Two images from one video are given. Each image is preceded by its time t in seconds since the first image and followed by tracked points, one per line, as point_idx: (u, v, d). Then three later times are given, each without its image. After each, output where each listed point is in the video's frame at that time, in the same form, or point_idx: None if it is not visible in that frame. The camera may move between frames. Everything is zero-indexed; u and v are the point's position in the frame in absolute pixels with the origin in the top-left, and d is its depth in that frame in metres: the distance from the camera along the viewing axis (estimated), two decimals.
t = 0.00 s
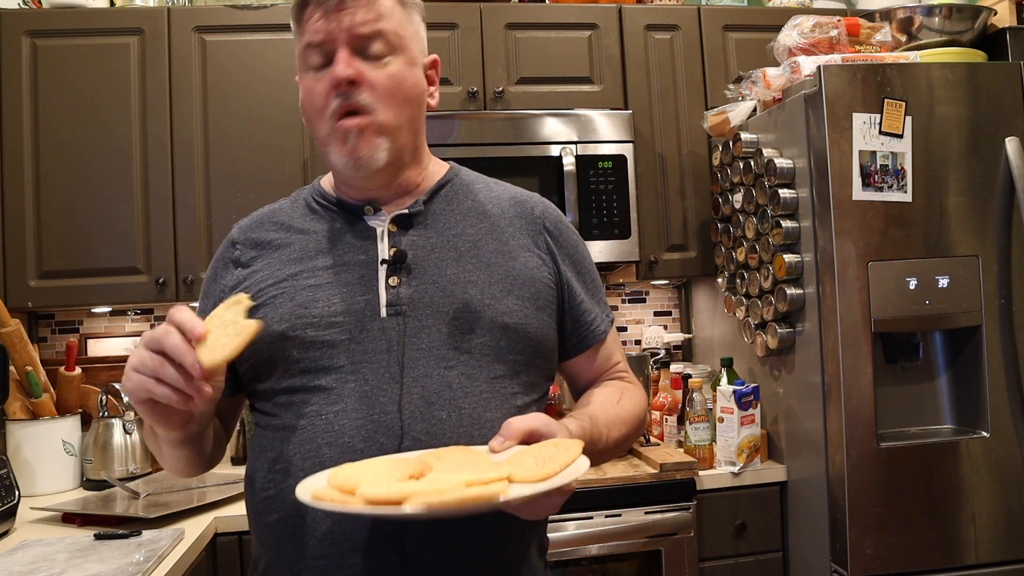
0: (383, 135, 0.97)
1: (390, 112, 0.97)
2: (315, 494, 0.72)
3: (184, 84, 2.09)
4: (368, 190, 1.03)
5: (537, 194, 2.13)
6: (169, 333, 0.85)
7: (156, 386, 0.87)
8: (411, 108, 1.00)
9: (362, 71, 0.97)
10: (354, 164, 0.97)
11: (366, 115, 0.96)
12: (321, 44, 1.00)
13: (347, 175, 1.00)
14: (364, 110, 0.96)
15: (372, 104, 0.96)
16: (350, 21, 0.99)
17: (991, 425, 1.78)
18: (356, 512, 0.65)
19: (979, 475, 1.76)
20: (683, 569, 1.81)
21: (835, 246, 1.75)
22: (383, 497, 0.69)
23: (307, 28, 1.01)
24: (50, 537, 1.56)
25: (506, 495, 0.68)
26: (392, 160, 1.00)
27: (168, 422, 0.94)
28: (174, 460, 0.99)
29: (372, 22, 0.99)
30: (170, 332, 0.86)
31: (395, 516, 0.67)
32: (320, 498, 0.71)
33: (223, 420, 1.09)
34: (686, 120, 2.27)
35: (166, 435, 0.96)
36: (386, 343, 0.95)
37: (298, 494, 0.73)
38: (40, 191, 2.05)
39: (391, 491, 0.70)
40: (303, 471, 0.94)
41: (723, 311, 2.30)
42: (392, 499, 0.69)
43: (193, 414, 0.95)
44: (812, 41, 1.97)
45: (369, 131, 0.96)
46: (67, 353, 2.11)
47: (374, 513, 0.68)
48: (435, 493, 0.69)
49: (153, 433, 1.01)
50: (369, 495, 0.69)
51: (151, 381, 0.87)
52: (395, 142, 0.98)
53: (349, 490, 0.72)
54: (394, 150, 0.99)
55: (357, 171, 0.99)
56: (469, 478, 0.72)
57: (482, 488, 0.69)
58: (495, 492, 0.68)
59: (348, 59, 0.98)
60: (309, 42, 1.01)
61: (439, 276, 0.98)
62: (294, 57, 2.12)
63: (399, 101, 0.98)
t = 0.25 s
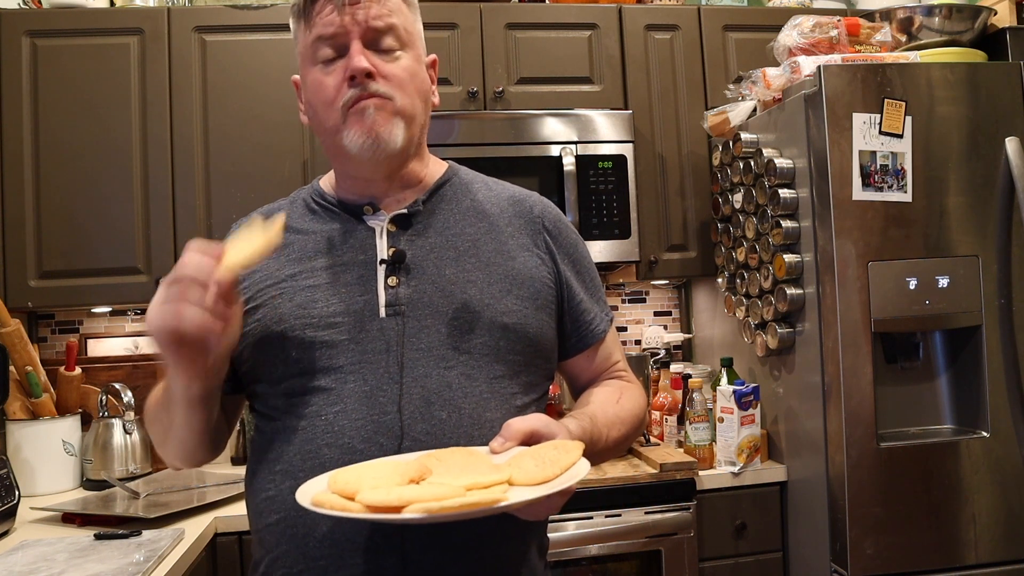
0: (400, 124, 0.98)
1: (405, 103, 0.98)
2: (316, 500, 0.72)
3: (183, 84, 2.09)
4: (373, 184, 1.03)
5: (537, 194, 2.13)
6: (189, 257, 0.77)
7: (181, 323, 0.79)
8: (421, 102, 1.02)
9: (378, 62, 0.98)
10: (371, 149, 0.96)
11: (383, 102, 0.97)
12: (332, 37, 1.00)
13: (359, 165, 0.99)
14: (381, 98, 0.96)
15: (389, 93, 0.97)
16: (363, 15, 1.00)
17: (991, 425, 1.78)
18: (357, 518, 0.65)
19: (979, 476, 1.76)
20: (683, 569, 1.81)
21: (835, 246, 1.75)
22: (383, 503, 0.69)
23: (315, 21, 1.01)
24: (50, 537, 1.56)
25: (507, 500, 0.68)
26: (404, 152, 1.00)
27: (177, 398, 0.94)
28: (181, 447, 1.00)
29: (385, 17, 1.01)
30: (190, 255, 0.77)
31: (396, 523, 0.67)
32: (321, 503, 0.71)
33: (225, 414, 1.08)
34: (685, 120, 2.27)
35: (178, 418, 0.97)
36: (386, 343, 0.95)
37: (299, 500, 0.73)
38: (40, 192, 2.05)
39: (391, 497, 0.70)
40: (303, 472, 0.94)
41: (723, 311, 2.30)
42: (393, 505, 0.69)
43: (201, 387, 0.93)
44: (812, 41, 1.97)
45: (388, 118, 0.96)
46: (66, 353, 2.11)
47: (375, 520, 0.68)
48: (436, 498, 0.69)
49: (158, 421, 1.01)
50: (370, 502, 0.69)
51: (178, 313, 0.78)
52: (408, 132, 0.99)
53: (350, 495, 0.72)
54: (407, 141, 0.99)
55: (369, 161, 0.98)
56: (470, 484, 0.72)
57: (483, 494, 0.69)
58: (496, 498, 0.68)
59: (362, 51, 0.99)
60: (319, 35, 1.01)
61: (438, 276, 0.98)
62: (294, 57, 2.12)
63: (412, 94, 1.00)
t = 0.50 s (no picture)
0: (400, 120, 0.98)
1: (405, 99, 0.99)
2: (312, 492, 0.72)
3: (183, 84, 2.09)
4: (373, 183, 1.03)
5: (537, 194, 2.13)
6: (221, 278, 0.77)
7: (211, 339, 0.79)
8: (420, 98, 1.02)
9: (377, 59, 0.98)
10: (370, 145, 0.97)
11: (382, 98, 0.97)
12: (331, 34, 1.01)
13: (358, 161, 1.00)
14: (381, 95, 0.97)
15: (389, 90, 0.97)
16: (363, 12, 1.00)
17: (991, 425, 1.78)
18: (351, 507, 0.65)
19: (979, 476, 1.76)
20: (683, 569, 1.81)
21: (835, 246, 1.75)
22: (379, 495, 0.69)
23: (314, 19, 1.02)
24: (50, 537, 1.56)
25: (502, 493, 0.68)
26: (403, 149, 1.00)
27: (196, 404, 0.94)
28: (190, 451, 0.98)
29: (384, 15, 1.01)
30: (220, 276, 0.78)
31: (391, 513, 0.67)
32: (316, 494, 0.71)
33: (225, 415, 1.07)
34: (686, 120, 2.27)
35: (192, 422, 0.96)
36: (386, 343, 0.95)
37: (296, 491, 0.73)
38: (40, 192, 2.05)
39: (387, 489, 0.70)
40: (302, 471, 0.94)
41: (723, 311, 2.30)
42: (389, 496, 0.69)
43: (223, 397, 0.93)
44: (812, 41, 1.97)
45: (387, 114, 0.96)
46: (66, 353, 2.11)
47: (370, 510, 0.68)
48: (430, 490, 0.69)
49: (163, 425, 0.99)
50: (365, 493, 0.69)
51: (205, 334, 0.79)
52: (408, 128, 1.00)
53: (346, 488, 0.72)
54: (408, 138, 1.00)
55: (369, 157, 0.99)
56: (465, 477, 0.72)
57: (479, 486, 0.69)
58: (491, 490, 0.68)
59: (361, 47, 0.99)
60: (318, 33, 1.01)
61: (438, 276, 0.98)
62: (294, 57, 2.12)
63: (411, 90, 1.00)
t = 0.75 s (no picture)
0: (391, 110, 0.97)
1: (397, 89, 0.97)
2: (315, 493, 0.72)
3: (183, 84, 2.09)
4: (371, 179, 1.03)
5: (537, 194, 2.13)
6: (239, 286, 0.82)
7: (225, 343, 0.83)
8: (416, 91, 1.00)
9: (370, 49, 0.98)
10: (360, 134, 0.95)
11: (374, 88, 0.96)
12: (327, 27, 1.00)
13: (351, 151, 0.99)
14: (374, 83, 0.96)
15: (383, 79, 0.96)
16: (358, 5, 1.00)
17: (991, 426, 1.78)
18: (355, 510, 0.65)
19: (979, 476, 1.76)
20: (683, 568, 1.81)
21: (835, 246, 1.75)
22: (382, 496, 0.69)
23: (311, 13, 1.02)
24: (50, 537, 1.56)
25: (506, 494, 0.68)
26: (397, 140, 0.99)
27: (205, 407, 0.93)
28: (193, 454, 0.98)
29: (380, 8, 1.01)
30: (238, 284, 0.82)
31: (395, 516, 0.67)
32: (320, 496, 0.71)
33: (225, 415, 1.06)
34: (686, 120, 2.27)
35: (198, 425, 0.96)
36: (386, 343, 0.95)
37: (299, 492, 0.73)
38: (40, 193, 2.05)
39: (390, 490, 0.70)
40: (303, 471, 0.94)
41: (723, 311, 2.30)
42: (393, 498, 0.69)
43: (233, 403, 0.93)
44: (812, 41, 1.97)
45: (377, 104, 0.95)
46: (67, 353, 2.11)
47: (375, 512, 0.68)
48: (434, 492, 0.69)
49: (167, 428, 0.99)
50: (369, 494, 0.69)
51: (220, 341, 0.83)
52: (401, 119, 0.98)
53: (349, 489, 0.72)
54: (402, 127, 0.99)
55: (364, 147, 0.97)
56: (469, 478, 0.72)
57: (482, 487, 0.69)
58: (494, 491, 0.68)
59: (355, 39, 0.99)
60: (314, 26, 1.01)
61: (439, 276, 0.98)
62: (294, 57, 2.12)
63: (405, 82, 0.99)
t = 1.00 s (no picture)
0: (376, 141, 0.96)
1: (383, 118, 0.97)
2: (317, 492, 0.72)
3: (183, 84, 2.09)
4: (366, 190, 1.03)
5: (537, 195, 2.13)
6: (244, 296, 0.81)
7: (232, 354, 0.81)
8: (405, 110, 0.99)
9: (354, 75, 0.96)
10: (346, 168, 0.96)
11: (357, 120, 0.96)
12: (314, 47, 0.99)
13: (342, 176, 1.00)
14: (355, 116, 0.96)
15: (364, 109, 0.96)
16: (344, 25, 0.98)
17: (991, 425, 1.78)
18: (359, 508, 0.65)
19: (979, 476, 1.76)
20: (683, 568, 1.81)
21: (835, 246, 1.75)
22: (384, 494, 0.69)
23: (301, 31, 1.01)
24: (50, 536, 1.56)
25: (508, 492, 0.68)
26: (386, 165, 0.99)
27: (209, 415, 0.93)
28: (199, 457, 0.98)
29: (367, 26, 0.98)
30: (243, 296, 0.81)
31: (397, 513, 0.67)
32: (323, 495, 0.71)
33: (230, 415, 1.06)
34: (686, 120, 2.27)
35: (202, 432, 0.96)
36: (387, 343, 0.95)
37: (301, 492, 0.73)
38: (40, 193, 2.05)
39: (392, 488, 0.70)
40: (303, 471, 0.94)
41: (723, 310, 2.30)
42: (395, 496, 0.69)
43: (237, 413, 0.93)
44: (812, 42, 1.97)
45: (360, 139, 0.95)
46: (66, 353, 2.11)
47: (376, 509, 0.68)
48: (436, 490, 0.69)
49: (169, 432, 0.99)
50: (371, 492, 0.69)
51: (225, 353, 0.81)
52: (388, 146, 0.98)
53: (351, 488, 0.72)
54: (387, 154, 0.98)
55: (350, 176, 0.99)
56: (470, 477, 0.72)
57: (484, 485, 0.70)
58: (496, 489, 0.68)
59: (340, 62, 0.97)
60: (303, 45, 1.01)
61: (439, 276, 0.98)
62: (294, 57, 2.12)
63: (392, 106, 0.97)
